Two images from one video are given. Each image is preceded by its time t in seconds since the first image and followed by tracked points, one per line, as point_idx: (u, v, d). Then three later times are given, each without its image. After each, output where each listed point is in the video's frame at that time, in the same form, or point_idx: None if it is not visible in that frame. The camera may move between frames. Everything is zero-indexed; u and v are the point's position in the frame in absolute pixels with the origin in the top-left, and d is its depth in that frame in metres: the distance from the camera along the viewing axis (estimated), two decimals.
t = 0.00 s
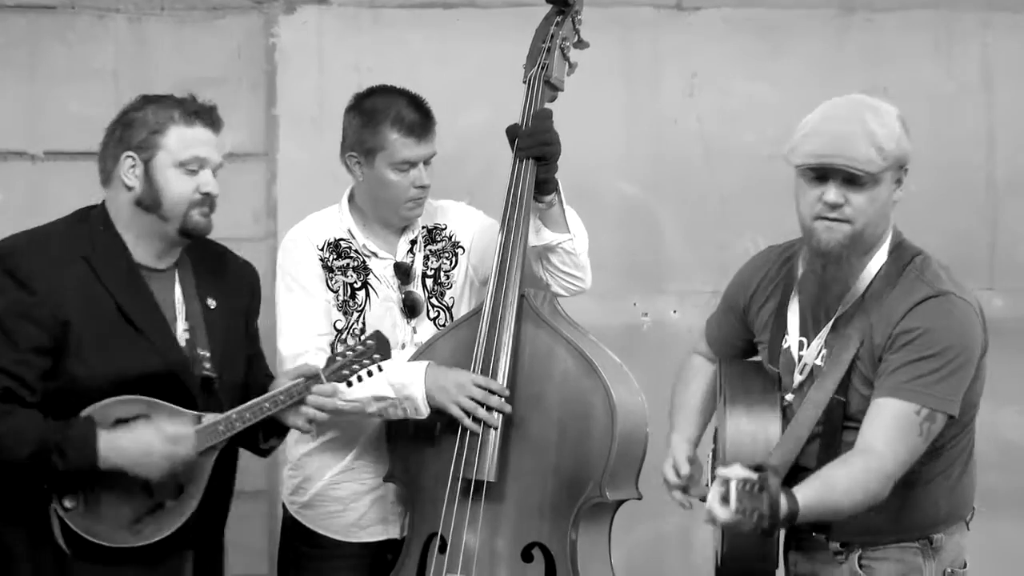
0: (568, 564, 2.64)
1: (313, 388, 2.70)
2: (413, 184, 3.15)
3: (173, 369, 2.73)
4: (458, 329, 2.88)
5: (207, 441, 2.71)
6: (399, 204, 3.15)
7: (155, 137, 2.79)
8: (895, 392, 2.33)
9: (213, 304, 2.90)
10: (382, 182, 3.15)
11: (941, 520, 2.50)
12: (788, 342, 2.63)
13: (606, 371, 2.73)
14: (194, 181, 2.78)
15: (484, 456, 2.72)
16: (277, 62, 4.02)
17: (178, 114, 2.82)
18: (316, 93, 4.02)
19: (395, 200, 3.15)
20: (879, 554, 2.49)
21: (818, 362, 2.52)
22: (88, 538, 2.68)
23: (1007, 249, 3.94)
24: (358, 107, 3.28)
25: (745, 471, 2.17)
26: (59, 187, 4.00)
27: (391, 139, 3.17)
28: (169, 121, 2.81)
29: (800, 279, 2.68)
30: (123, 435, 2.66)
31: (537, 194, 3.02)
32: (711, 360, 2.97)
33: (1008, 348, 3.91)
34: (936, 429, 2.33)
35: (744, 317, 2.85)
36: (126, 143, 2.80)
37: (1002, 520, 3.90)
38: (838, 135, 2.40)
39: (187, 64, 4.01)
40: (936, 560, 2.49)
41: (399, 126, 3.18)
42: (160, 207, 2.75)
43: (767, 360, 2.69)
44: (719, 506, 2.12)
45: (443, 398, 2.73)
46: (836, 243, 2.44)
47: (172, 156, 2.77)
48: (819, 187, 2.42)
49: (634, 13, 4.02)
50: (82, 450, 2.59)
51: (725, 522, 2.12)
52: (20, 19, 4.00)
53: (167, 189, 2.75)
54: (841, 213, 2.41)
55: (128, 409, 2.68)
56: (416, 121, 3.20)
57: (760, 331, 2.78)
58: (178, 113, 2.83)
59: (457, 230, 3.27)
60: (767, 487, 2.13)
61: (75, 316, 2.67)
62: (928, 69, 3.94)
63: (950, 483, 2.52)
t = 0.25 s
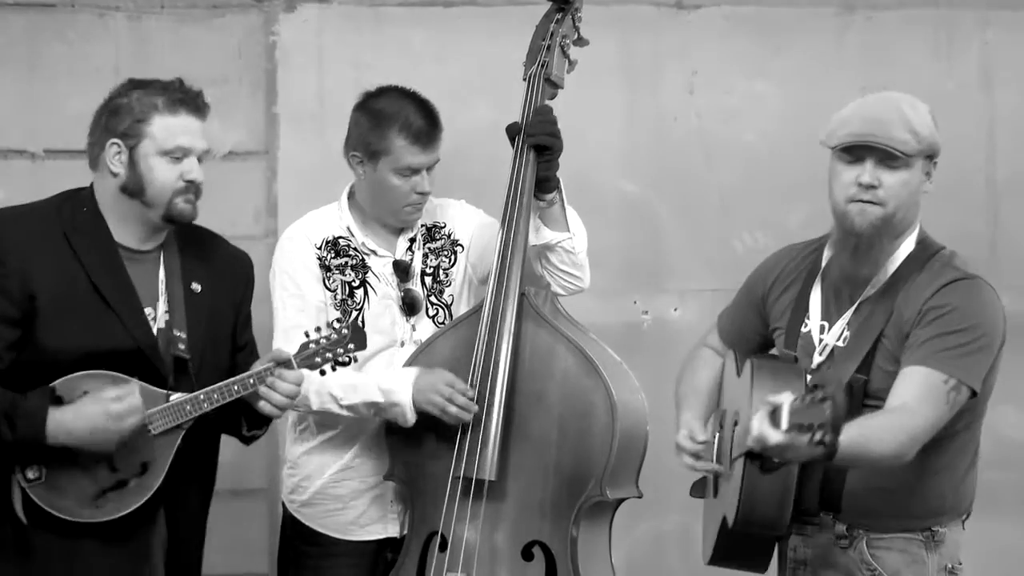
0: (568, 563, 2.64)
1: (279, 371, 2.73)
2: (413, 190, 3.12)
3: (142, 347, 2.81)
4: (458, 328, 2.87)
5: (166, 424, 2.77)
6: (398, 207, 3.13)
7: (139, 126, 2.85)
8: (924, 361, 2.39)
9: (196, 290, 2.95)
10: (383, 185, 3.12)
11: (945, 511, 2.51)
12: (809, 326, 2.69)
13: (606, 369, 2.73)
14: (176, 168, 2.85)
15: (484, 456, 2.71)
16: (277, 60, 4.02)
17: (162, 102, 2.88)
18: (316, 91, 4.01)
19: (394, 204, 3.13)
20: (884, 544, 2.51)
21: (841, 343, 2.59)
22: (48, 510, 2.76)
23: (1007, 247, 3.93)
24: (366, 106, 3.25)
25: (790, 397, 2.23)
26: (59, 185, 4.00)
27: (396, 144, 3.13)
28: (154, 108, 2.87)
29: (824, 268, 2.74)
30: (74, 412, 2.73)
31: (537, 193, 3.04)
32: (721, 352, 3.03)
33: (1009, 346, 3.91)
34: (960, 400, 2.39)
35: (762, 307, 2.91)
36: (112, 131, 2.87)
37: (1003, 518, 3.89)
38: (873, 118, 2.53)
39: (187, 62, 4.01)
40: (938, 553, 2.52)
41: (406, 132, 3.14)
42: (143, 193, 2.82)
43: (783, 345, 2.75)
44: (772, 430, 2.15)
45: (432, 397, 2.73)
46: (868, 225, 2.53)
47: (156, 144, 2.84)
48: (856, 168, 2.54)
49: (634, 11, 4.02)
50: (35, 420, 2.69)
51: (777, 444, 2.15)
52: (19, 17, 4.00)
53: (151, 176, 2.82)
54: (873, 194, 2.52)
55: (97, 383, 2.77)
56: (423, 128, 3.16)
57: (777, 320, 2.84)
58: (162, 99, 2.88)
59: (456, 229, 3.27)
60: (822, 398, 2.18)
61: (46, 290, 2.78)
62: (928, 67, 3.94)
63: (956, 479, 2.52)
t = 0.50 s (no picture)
0: (567, 563, 2.64)
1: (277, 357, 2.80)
2: (401, 186, 3.10)
3: (139, 336, 2.83)
4: (453, 328, 2.88)
5: (167, 411, 2.78)
6: (388, 205, 3.12)
7: (124, 123, 2.87)
8: (951, 355, 2.38)
9: (190, 282, 2.98)
10: (372, 183, 3.11)
11: (944, 512, 2.51)
12: (825, 320, 2.65)
13: (604, 369, 2.73)
14: (161, 163, 2.86)
15: (483, 453, 2.71)
16: (277, 60, 4.02)
17: (146, 100, 2.90)
18: (315, 91, 4.02)
19: (384, 202, 3.11)
20: (884, 539, 2.51)
21: (859, 336, 2.53)
22: (54, 503, 2.74)
23: (1007, 246, 3.93)
24: (357, 102, 3.23)
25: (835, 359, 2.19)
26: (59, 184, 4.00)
27: (382, 140, 3.10)
28: (138, 105, 2.88)
29: (845, 266, 2.71)
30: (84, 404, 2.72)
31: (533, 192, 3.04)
32: (723, 345, 3.03)
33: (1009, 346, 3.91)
34: (982, 396, 2.38)
35: (773, 302, 2.90)
36: (97, 129, 2.89)
37: (1002, 518, 3.89)
38: (905, 119, 2.52)
39: (187, 62, 4.02)
40: (933, 552, 2.54)
41: (391, 129, 3.11)
42: (129, 190, 2.84)
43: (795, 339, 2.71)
44: (828, 389, 2.12)
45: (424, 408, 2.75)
46: (895, 225, 2.48)
47: (141, 141, 2.86)
48: (885, 168, 2.53)
49: (634, 11, 4.02)
50: (46, 414, 2.67)
51: (837, 404, 2.12)
52: (19, 17, 4.00)
53: (136, 172, 2.84)
54: (901, 195, 2.49)
55: (97, 374, 2.77)
56: (408, 124, 3.12)
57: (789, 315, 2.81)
58: (147, 95, 2.90)
59: (453, 229, 3.28)
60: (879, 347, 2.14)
61: (42, 283, 2.78)
62: (928, 66, 3.94)
63: (960, 480, 2.50)
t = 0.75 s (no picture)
0: (558, 561, 2.65)
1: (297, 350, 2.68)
2: (389, 184, 3.11)
3: (161, 343, 2.79)
4: (443, 327, 2.89)
5: (199, 414, 2.74)
6: (377, 204, 3.13)
7: (129, 119, 2.84)
8: (959, 356, 2.37)
9: (189, 283, 2.98)
10: (360, 181, 3.12)
11: (941, 514, 2.50)
12: (832, 320, 2.65)
13: (592, 365, 2.74)
14: (167, 160, 2.85)
15: (472, 450, 2.72)
16: (277, 59, 4.03)
17: (152, 97, 2.89)
18: (315, 90, 4.03)
19: (373, 201, 3.13)
20: (880, 538, 2.50)
21: (865, 337, 2.54)
22: (93, 519, 2.66)
23: (1008, 246, 3.92)
24: (346, 102, 3.25)
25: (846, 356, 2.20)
26: (59, 183, 4.02)
27: (370, 138, 3.12)
28: (144, 102, 2.87)
29: (855, 267, 2.70)
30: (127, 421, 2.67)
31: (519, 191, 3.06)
32: (728, 343, 3.01)
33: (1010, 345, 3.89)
34: (987, 400, 2.37)
35: (779, 302, 2.88)
36: (99, 126, 2.85)
37: (1003, 517, 3.88)
38: (911, 129, 2.50)
39: (187, 61, 4.03)
40: (929, 553, 2.53)
41: (378, 126, 3.13)
42: (134, 188, 2.81)
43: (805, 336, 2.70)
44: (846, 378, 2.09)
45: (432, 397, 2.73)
46: (903, 233, 2.48)
47: (147, 137, 2.84)
48: (893, 177, 2.51)
49: (634, 11, 4.02)
50: (89, 429, 2.59)
51: (853, 392, 2.09)
52: (20, 16, 4.02)
53: (143, 170, 2.82)
54: (909, 203, 2.47)
55: (121, 387, 2.71)
56: (395, 122, 3.13)
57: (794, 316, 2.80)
58: (152, 94, 2.89)
59: (445, 227, 3.28)
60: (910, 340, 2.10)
61: (64, 297, 2.71)
62: (928, 66, 3.93)
63: (958, 482, 2.50)
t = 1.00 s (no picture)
0: (551, 555, 2.67)
1: (316, 335, 2.63)
2: (381, 183, 3.14)
3: (196, 342, 2.59)
4: (436, 325, 2.91)
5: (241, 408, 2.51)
6: (367, 203, 3.15)
7: (134, 121, 2.57)
8: (953, 348, 2.38)
9: (196, 276, 2.83)
10: (352, 180, 3.15)
11: (936, 510, 2.52)
12: (826, 316, 2.65)
13: (584, 362, 2.76)
14: (177, 162, 2.60)
15: (466, 447, 2.75)
16: (278, 58, 4.05)
17: (153, 96, 2.60)
18: (316, 89, 4.05)
19: (364, 199, 3.15)
20: (875, 535, 2.52)
21: (859, 332, 2.54)
22: (149, 525, 2.44)
23: (1007, 244, 3.92)
24: (336, 102, 3.28)
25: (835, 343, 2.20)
26: (60, 182, 4.04)
27: (362, 137, 3.16)
28: (146, 101, 2.59)
29: (846, 266, 2.70)
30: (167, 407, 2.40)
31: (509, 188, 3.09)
32: (723, 341, 3.03)
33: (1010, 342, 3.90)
34: (981, 391, 2.39)
35: (774, 301, 2.89)
36: (101, 130, 2.58)
37: (1003, 513, 3.89)
38: (907, 120, 2.53)
39: (188, 61, 4.05)
40: (924, 549, 2.54)
41: (369, 125, 3.17)
42: (149, 193, 2.57)
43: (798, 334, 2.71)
44: (836, 364, 2.11)
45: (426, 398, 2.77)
46: (897, 223, 2.49)
47: (156, 139, 2.58)
48: (889, 167, 2.53)
49: (633, 10, 4.04)
50: (135, 430, 2.33)
51: (843, 379, 2.11)
52: (22, 16, 4.05)
53: (155, 174, 2.57)
54: (904, 193, 2.50)
55: (163, 386, 2.47)
56: (386, 121, 3.18)
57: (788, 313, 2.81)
58: (153, 92, 2.61)
59: (435, 227, 3.29)
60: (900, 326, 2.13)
61: (97, 301, 2.46)
62: (927, 64, 3.94)
63: (952, 478, 2.51)
